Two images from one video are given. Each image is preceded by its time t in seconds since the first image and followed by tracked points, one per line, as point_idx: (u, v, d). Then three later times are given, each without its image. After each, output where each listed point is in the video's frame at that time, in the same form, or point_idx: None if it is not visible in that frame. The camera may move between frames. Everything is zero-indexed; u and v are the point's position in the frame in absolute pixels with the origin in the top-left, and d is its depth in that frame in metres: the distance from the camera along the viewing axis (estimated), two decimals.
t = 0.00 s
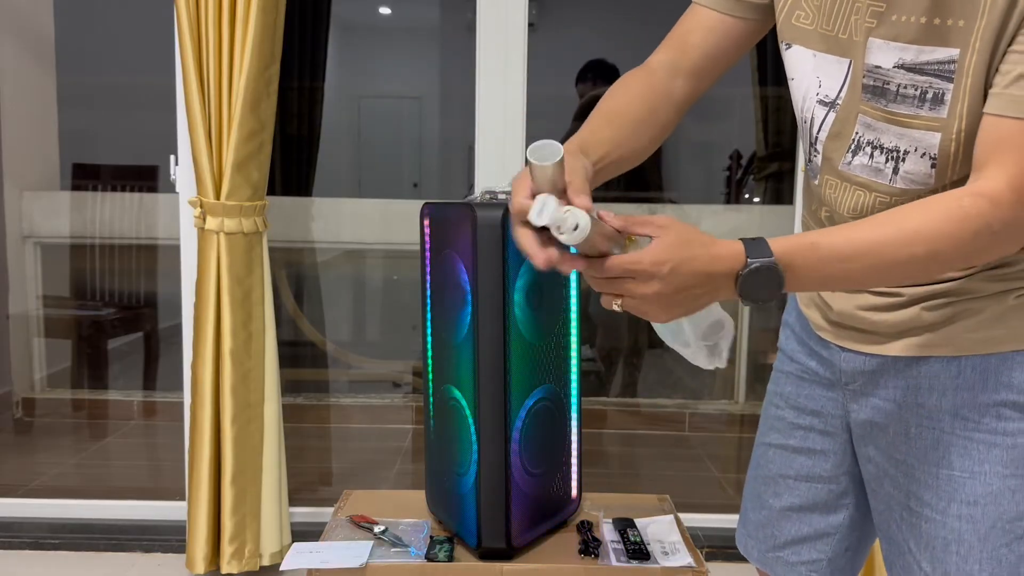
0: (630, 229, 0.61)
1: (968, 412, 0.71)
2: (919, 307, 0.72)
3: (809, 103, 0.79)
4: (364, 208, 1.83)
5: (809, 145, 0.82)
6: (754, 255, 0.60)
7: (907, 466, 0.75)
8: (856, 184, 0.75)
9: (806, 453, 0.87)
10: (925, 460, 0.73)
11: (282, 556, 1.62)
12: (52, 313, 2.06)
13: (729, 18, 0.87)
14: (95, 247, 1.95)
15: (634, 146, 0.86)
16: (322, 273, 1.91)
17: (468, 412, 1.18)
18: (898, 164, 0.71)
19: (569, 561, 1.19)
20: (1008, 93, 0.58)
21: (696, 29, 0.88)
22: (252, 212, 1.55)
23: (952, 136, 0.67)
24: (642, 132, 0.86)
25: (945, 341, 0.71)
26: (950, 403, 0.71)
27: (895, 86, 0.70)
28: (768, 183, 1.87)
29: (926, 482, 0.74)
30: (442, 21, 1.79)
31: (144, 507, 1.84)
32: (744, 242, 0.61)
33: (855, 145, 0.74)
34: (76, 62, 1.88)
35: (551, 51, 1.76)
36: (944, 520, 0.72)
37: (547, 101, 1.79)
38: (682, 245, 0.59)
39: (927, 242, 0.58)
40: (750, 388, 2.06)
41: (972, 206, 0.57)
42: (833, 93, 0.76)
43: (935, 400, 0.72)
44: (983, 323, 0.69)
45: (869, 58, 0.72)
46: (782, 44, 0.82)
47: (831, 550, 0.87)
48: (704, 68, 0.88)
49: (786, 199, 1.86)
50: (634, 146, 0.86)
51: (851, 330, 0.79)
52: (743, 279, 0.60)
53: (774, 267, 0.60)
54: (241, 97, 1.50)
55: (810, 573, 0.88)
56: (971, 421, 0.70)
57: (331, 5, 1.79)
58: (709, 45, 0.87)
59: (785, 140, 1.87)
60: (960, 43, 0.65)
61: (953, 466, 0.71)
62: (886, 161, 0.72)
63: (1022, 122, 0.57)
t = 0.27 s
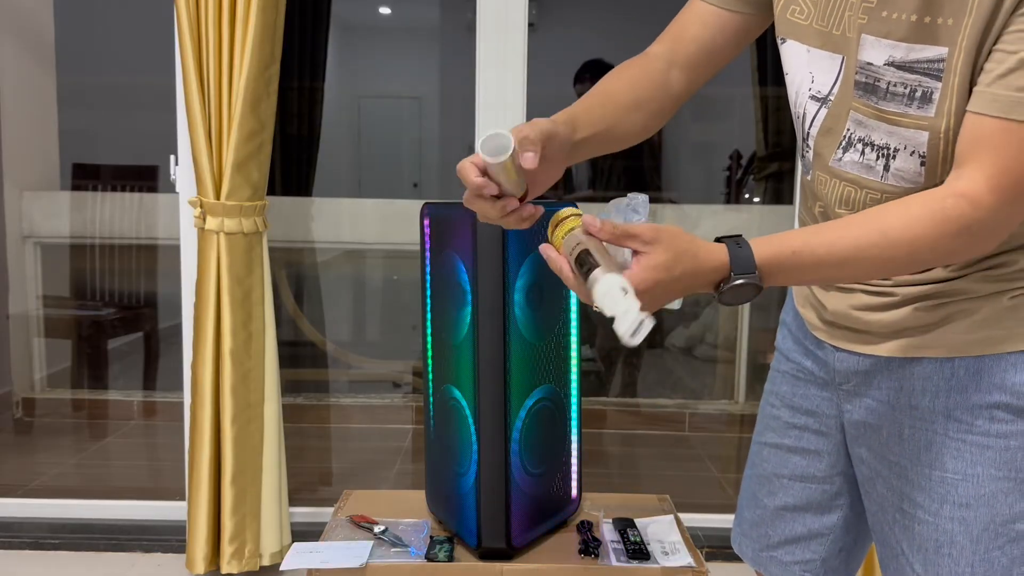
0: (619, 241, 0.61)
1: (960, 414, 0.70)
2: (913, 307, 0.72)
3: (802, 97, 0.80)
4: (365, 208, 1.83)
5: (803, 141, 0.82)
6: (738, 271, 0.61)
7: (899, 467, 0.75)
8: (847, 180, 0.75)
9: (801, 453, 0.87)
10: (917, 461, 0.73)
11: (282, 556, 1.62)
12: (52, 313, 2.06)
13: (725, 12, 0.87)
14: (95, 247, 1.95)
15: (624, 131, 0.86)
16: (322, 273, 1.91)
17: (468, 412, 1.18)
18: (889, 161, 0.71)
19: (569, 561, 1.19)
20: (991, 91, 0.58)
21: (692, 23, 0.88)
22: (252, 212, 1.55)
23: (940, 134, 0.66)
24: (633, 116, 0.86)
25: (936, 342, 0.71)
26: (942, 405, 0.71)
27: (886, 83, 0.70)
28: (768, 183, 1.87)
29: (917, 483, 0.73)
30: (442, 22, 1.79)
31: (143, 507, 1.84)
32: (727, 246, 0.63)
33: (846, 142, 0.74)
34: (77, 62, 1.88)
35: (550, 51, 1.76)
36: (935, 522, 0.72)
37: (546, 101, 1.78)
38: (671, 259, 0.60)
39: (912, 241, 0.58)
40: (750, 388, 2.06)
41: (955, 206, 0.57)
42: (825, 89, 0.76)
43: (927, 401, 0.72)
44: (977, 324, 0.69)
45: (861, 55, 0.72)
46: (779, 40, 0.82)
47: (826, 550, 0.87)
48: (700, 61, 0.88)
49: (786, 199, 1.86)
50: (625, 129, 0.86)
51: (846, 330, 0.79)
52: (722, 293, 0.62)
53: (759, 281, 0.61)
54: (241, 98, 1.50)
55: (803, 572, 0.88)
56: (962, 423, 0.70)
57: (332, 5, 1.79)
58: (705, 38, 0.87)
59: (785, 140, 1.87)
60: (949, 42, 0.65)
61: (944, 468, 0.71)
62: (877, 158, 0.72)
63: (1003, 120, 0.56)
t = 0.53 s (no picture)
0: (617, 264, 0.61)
1: (954, 417, 0.70)
2: (908, 308, 0.72)
3: (801, 97, 0.80)
4: (365, 208, 1.83)
5: (802, 140, 0.82)
6: (737, 284, 0.62)
7: (895, 469, 0.75)
8: (843, 178, 0.75)
9: (801, 454, 0.87)
10: (912, 464, 0.73)
11: (282, 556, 1.62)
12: (52, 313, 2.06)
13: (735, 19, 0.87)
14: (95, 247, 1.95)
15: (644, 139, 0.87)
16: (322, 273, 1.91)
17: (468, 412, 1.17)
18: (883, 159, 0.71)
19: (569, 561, 1.19)
20: (986, 85, 0.57)
21: (704, 31, 0.89)
22: (252, 212, 1.55)
23: (934, 131, 0.66)
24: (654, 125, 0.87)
25: (931, 343, 0.71)
26: (936, 407, 0.71)
27: (882, 80, 0.70)
28: (768, 183, 1.87)
29: (912, 486, 0.73)
30: (442, 21, 1.79)
31: (143, 507, 1.84)
32: (725, 250, 0.63)
33: (843, 140, 0.75)
34: (77, 62, 1.88)
35: (550, 50, 1.76)
36: (928, 525, 0.72)
37: (546, 101, 1.78)
38: (670, 281, 0.62)
39: (909, 242, 0.58)
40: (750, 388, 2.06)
41: (952, 204, 0.57)
42: (823, 87, 0.77)
43: (922, 403, 0.72)
44: (970, 326, 0.69)
45: (858, 53, 0.72)
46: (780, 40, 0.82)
47: (826, 552, 0.87)
48: (713, 68, 0.89)
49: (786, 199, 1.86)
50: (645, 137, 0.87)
51: (842, 330, 0.79)
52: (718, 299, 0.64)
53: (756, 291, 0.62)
54: (241, 98, 1.50)
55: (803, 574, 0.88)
56: (956, 426, 0.70)
57: (332, 5, 1.79)
58: (717, 46, 0.88)
59: (785, 140, 1.87)
60: (945, 38, 0.65)
61: (938, 471, 0.71)
62: (871, 156, 0.72)
63: (996, 115, 0.56)
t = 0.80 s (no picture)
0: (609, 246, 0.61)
1: (954, 420, 0.70)
2: (909, 310, 0.72)
3: (802, 96, 0.79)
4: (364, 208, 1.83)
5: (804, 138, 0.82)
6: (732, 271, 0.62)
7: (896, 472, 0.75)
8: (843, 175, 0.75)
9: (802, 458, 0.87)
10: (913, 467, 0.73)
11: (282, 556, 1.62)
12: (52, 313, 2.06)
13: (750, 29, 0.89)
14: (95, 247, 1.95)
15: (676, 148, 0.88)
16: (322, 273, 1.91)
17: (468, 412, 1.17)
18: (884, 154, 0.71)
19: (569, 561, 1.19)
20: (987, 77, 0.57)
21: (721, 43, 0.91)
22: (252, 212, 1.54)
23: (935, 124, 0.66)
24: (684, 134, 0.88)
25: (930, 346, 0.71)
26: (937, 410, 0.71)
27: (882, 74, 0.70)
28: (768, 183, 1.87)
29: (914, 489, 0.73)
30: (442, 21, 1.79)
31: (143, 508, 1.83)
32: (722, 240, 0.63)
33: (843, 137, 0.74)
34: (76, 62, 1.87)
35: (550, 50, 1.76)
36: (930, 529, 0.72)
37: (546, 100, 1.78)
38: (662, 267, 0.61)
39: (910, 233, 0.58)
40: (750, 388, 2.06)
41: (954, 194, 0.57)
42: (822, 84, 0.77)
43: (923, 406, 0.72)
44: (972, 327, 0.69)
45: (858, 48, 0.72)
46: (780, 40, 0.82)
47: (828, 557, 0.87)
48: (733, 77, 0.91)
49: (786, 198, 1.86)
50: (676, 146, 0.88)
51: (842, 332, 0.79)
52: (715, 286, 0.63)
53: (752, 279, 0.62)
54: (241, 98, 1.50)
55: None
56: (957, 429, 0.70)
57: (332, 5, 1.79)
58: (734, 56, 0.90)
59: (785, 140, 1.87)
60: (945, 30, 0.65)
61: (938, 475, 0.71)
62: (871, 152, 0.72)
63: (998, 106, 0.56)
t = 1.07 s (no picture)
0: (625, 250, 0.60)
1: (956, 423, 0.70)
2: (911, 311, 0.72)
3: (804, 91, 0.80)
4: (364, 208, 1.83)
5: (806, 134, 0.82)
6: (751, 282, 0.61)
7: (897, 474, 0.75)
8: (846, 169, 0.75)
9: (802, 460, 0.87)
10: (914, 470, 0.73)
11: (282, 556, 1.62)
12: (52, 313, 2.06)
13: (752, 28, 0.89)
14: (95, 247, 1.95)
15: (665, 145, 0.89)
16: (322, 273, 1.91)
17: (468, 412, 1.17)
18: (887, 147, 0.70)
19: (569, 561, 1.19)
20: (996, 69, 0.58)
21: (722, 42, 0.91)
22: (252, 212, 1.54)
23: (939, 117, 0.66)
24: (675, 132, 0.89)
25: (932, 347, 0.71)
26: (938, 413, 0.71)
27: (886, 67, 0.70)
28: (768, 183, 1.86)
29: (915, 492, 0.73)
30: (442, 21, 1.79)
31: (143, 507, 1.84)
32: (738, 251, 0.62)
33: (845, 131, 0.74)
34: (76, 61, 1.87)
35: (551, 50, 1.76)
36: (931, 532, 0.72)
37: (546, 100, 1.78)
38: (682, 275, 0.60)
39: (925, 232, 0.58)
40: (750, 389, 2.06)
41: (966, 190, 0.57)
42: (824, 79, 0.77)
43: (924, 408, 0.72)
44: (975, 329, 0.69)
45: (861, 41, 0.72)
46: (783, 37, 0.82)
47: (828, 560, 0.87)
48: (734, 75, 0.90)
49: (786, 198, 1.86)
50: (665, 144, 0.89)
51: (844, 333, 0.79)
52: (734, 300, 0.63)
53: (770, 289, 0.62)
54: (241, 98, 1.50)
55: None
56: (958, 432, 0.70)
57: (331, 5, 1.79)
58: (735, 55, 0.90)
59: (785, 140, 1.87)
60: (949, 21, 0.65)
61: (940, 478, 0.71)
62: (875, 145, 0.71)
63: (1008, 98, 0.56)
